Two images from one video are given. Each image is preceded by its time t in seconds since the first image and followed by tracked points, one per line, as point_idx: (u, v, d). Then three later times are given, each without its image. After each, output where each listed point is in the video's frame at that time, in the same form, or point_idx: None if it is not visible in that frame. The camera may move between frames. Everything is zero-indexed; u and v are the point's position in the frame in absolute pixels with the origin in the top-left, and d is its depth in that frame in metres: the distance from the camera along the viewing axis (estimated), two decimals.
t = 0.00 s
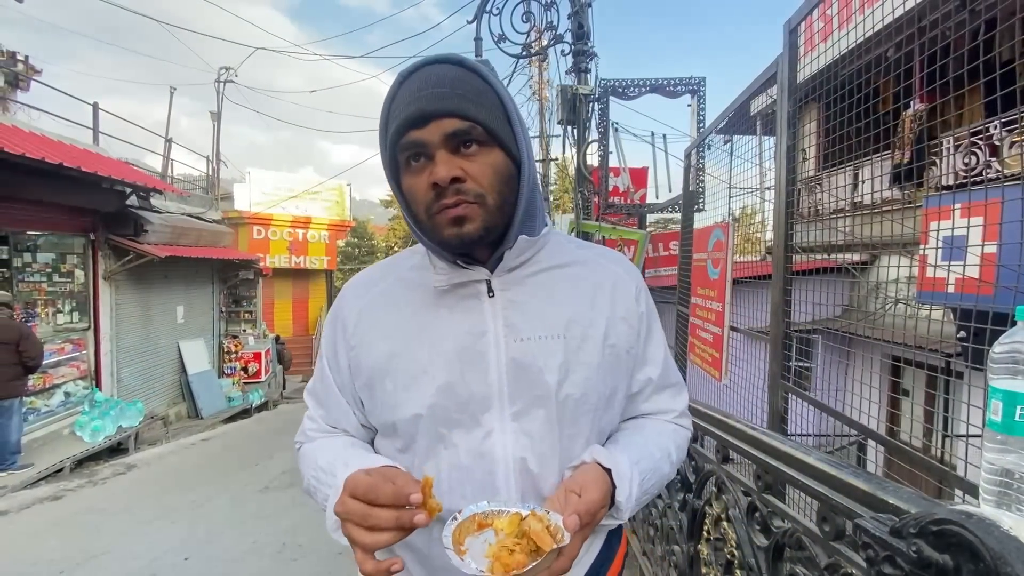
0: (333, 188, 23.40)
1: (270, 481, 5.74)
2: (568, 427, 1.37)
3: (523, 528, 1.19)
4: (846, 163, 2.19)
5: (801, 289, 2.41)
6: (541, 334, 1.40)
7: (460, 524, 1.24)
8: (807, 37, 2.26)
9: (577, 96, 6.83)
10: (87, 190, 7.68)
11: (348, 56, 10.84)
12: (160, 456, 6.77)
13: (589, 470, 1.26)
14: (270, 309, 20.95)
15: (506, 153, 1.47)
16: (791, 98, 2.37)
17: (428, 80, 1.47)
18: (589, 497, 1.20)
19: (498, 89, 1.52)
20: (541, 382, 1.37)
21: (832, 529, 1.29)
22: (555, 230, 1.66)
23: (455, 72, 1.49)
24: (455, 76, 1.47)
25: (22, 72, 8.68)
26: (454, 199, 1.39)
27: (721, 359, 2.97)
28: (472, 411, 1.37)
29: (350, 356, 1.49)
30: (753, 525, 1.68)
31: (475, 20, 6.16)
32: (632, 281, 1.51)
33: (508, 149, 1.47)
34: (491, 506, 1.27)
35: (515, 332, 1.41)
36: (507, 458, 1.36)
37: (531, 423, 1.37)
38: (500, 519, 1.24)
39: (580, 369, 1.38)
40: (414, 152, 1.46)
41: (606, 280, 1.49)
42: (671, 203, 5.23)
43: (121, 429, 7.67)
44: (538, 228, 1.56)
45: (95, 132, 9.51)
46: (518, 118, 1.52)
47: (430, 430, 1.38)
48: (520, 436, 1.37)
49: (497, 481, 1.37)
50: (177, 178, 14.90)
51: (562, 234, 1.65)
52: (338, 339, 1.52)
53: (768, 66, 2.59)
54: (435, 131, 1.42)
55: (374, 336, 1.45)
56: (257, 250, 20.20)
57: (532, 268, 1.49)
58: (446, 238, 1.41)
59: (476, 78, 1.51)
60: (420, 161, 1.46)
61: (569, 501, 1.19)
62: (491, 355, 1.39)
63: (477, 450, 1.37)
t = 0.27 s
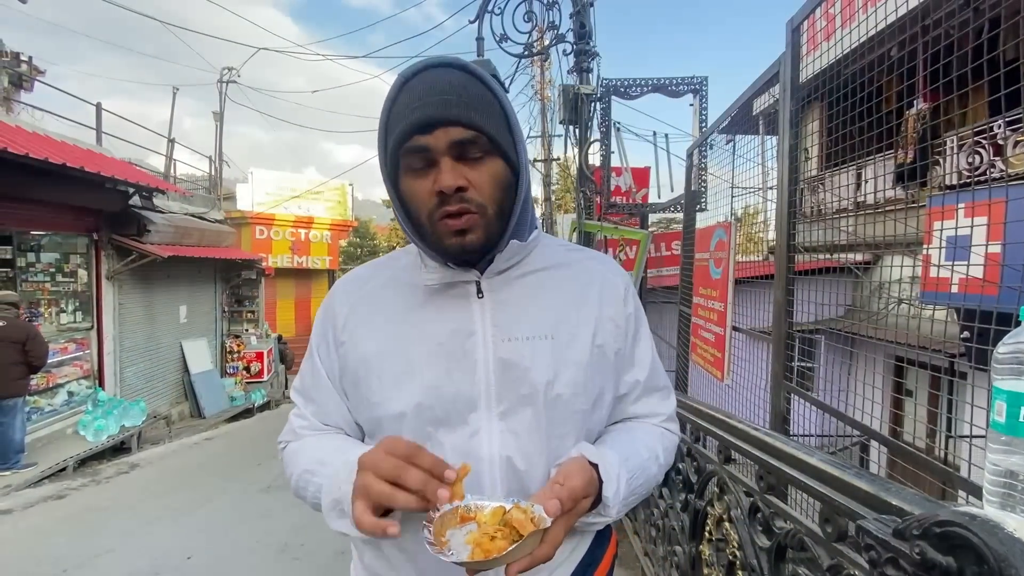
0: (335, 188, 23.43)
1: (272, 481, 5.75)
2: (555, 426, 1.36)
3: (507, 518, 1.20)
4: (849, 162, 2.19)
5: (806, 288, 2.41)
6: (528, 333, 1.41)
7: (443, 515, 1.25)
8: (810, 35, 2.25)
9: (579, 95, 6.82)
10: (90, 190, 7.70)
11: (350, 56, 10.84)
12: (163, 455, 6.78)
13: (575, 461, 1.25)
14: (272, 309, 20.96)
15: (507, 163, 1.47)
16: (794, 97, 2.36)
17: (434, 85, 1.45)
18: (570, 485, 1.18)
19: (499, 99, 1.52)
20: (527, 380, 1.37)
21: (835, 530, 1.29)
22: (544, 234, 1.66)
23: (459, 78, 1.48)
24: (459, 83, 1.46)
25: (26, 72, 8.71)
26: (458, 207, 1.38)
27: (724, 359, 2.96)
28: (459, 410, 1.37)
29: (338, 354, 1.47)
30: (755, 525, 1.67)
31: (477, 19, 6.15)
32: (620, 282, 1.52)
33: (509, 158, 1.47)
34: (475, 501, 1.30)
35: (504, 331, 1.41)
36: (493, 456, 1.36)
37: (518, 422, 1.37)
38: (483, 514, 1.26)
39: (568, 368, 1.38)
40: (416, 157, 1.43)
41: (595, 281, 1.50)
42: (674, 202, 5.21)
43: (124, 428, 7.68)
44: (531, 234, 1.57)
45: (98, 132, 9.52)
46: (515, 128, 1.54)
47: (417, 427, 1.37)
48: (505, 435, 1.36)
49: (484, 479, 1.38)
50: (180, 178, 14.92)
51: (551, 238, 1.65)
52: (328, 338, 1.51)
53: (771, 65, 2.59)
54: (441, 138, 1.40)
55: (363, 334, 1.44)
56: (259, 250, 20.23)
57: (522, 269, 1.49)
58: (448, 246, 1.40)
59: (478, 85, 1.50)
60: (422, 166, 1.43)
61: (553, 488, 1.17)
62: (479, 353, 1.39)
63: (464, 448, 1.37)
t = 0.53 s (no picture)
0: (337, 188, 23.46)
1: (273, 480, 5.75)
2: (547, 423, 1.37)
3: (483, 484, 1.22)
4: (852, 162, 2.20)
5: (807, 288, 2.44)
6: (519, 332, 1.41)
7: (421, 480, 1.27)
8: (812, 34, 2.23)
9: (580, 95, 6.82)
10: (93, 190, 7.71)
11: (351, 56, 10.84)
12: (165, 455, 6.79)
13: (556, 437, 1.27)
14: (274, 309, 20.98)
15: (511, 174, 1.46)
16: (796, 96, 2.33)
17: (440, 98, 1.40)
18: (545, 455, 1.20)
19: (499, 107, 1.49)
20: (519, 378, 1.37)
21: (837, 531, 1.28)
22: (537, 234, 1.64)
23: (462, 89, 1.43)
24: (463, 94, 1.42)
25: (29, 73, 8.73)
26: (471, 224, 1.36)
27: (726, 359, 2.95)
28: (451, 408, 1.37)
29: (332, 354, 1.47)
30: (757, 526, 1.67)
31: (479, 19, 6.15)
32: (611, 280, 1.52)
33: (514, 169, 1.46)
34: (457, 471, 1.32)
35: (495, 330, 1.41)
36: (484, 452, 1.38)
37: (511, 419, 1.37)
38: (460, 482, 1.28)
39: (560, 366, 1.38)
40: (423, 174, 1.38)
41: (587, 279, 1.50)
42: (676, 202, 5.21)
43: (127, 428, 7.69)
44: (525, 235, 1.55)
45: (101, 132, 9.55)
46: (514, 135, 1.52)
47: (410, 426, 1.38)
48: (497, 432, 1.37)
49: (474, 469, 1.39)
50: (182, 178, 14.94)
51: (543, 237, 1.64)
52: (320, 338, 1.50)
53: (773, 64, 2.57)
54: (450, 154, 1.36)
55: (357, 333, 1.43)
56: (261, 250, 20.25)
57: (514, 268, 1.49)
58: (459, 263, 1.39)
59: (480, 95, 1.47)
60: (430, 182, 1.38)
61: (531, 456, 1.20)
62: (471, 353, 1.40)
63: (454, 442, 1.39)
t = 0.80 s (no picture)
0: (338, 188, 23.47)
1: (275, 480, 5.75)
2: (548, 425, 1.36)
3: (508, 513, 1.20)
4: (854, 161, 2.16)
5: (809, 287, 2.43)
6: (519, 334, 1.40)
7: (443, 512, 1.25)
8: (813, 33, 2.23)
9: (582, 94, 6.81)
10: (95, 190, 7.72)
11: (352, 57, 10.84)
12: (167, 455, 6.79)
13: (570, 457, 1.26)
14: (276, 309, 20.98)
15: (504, 173, 1.46)
16: (798, 95, 2.34)
17: (433, 96, 1.41)
18: (571, 481, 1.19)
19: (496, 107, 1.49)
20: (519, 381, 1.37)
21: (839, 531, 1.27)
22: (533, 234, 1.64)
23: (456, 88, 1.43)
24: (457, 92, 1.42)
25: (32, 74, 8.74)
26: (458, 221, 1.37)
27: (727, 359, 2.94)
28: (451, 410, 1.37)
29: (330, 358, 1.46)
30: (759, 526, 1.66)
31: (480, 19, 6.15)
32: (610, 279, 1.52)
33: (508, 169, 1.45)
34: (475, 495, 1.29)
35: (494, 333, 1.40)
36: (486, 455, 1.36)
37: (510, 421, 1.36)
38: (483, 510, 1.25)
39: (560, 367, 1.38)
40: (414, 170, 1.39)
41: (584, 279, 1.50)
42: (677, 201, 5.19)
43: (129, 428, 7.71)
44: (523, 234, 1.55)
45: (104, 133, 9.57)
46: (511, 135, 1.51)
47: (409, 429, 1.37)
48: (498, 435, 1.36)
49: (477, 478, 1.37)
50: (184, 179, 14.96)
51: (539, 237, 1.64)
52: (317, 343, 1.49)
53: (775, 62, 2.56)
54: (440, 152, 1.36)
55: (354, 336, 1.43)
56: (263, 250, 20.26)
57: (512, 269, 1.48)
58: (446, 259, 1.39)
59: (477, 94, 1.47)
60: (420, 179, 1.39)
61: (554, 483, 1.19)
62: (471, 355, 1.39)
63: (456, 449, 1.36)
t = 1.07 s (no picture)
0: (340, 189, 23.51)
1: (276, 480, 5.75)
2: (549, 424, 1.36)
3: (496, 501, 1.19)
4: (857, 160, 2.15)
5: (811, 286, 2.42)
6: (518, 332, 1.40)
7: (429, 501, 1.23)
8: (816, 32, 2.23)
9: (583, 94, 6.80)
10: (96, 190, 7.73)
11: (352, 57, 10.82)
12: (169, 454, 6.80)
13: (563, 447, 1.25)
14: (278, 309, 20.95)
15: (502, 183, 1.42)
16: (800, 93, 2.33)
17: (422, 112, 1.36)
18: (560, 468, 1.19)
19: (489, 113, 1.45)
20: (519, 381, 1.37)
21: (842, 531, 1.26)
22: (531, 232, 1.64)
23: (447, 99, 1.39)
24: (447, 105, 1.38)
25: (33, 74, 8.76)
26: (455, 241, 1.35)
27: (729, 359, 2.94)
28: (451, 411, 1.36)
29: (329, 360, 1.46)
30: (761, 526, 1.65)
31: (481, 18, 6.14)
32: (608, 277, 1.51)
33: (504, 180, 1.42)
34: (462, 486, 1.28)
35: (492, 332, 1.40)
36: (487, 455, 1.36)
37: (509, 421, 1.36)
38: (469, 498, 1.24)
39: (560, 366, 1.37)
40: (408, 191, 1.36)
41: (582, 276, 1.49)
42: (679, 201, 5.18)
43: (131, 427, 7.71)
44: (521, 233, 1.54)
45: (105, 133, 9.57)
46: (505, 141, 1.48)
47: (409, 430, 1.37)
48: (498, 434, 1.36)
49: (478, 478, 1.36)
50: (185, 179, 14.97)
51: (538, 236, 1.64)
52: (315, 345, 1.49)
53: (776, 61, 2.56)
54: (433, 171, 1.33)
55: (353, 337, 1.43)
56: (264, 250, 20.27)
57: (510, 268, 1.48)
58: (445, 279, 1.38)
59: (468, 103, 1.42)
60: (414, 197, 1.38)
61: (544, 471, 1.18)
62: (470, 355, 1.39)
63: (457, 449, 1.36)
